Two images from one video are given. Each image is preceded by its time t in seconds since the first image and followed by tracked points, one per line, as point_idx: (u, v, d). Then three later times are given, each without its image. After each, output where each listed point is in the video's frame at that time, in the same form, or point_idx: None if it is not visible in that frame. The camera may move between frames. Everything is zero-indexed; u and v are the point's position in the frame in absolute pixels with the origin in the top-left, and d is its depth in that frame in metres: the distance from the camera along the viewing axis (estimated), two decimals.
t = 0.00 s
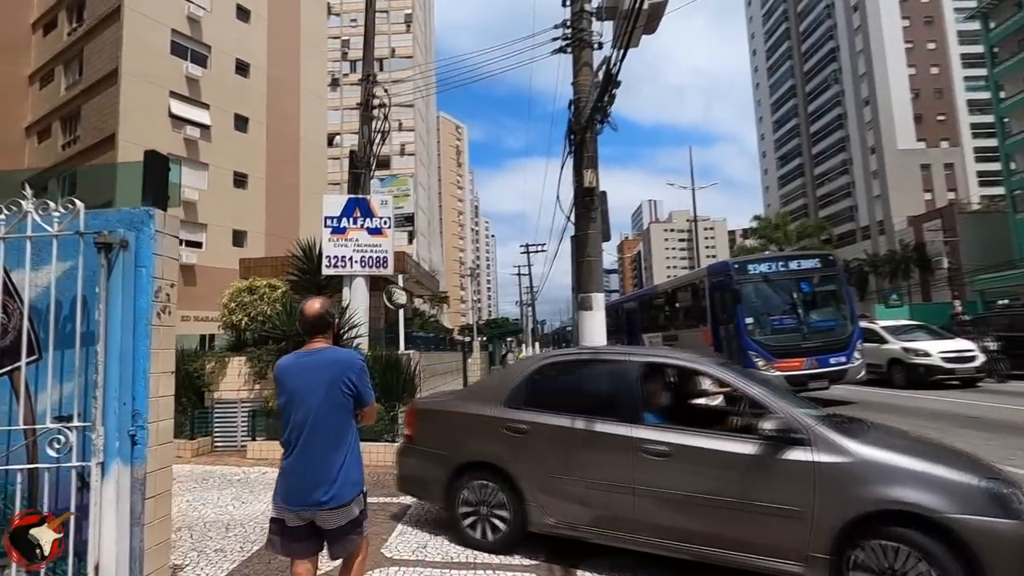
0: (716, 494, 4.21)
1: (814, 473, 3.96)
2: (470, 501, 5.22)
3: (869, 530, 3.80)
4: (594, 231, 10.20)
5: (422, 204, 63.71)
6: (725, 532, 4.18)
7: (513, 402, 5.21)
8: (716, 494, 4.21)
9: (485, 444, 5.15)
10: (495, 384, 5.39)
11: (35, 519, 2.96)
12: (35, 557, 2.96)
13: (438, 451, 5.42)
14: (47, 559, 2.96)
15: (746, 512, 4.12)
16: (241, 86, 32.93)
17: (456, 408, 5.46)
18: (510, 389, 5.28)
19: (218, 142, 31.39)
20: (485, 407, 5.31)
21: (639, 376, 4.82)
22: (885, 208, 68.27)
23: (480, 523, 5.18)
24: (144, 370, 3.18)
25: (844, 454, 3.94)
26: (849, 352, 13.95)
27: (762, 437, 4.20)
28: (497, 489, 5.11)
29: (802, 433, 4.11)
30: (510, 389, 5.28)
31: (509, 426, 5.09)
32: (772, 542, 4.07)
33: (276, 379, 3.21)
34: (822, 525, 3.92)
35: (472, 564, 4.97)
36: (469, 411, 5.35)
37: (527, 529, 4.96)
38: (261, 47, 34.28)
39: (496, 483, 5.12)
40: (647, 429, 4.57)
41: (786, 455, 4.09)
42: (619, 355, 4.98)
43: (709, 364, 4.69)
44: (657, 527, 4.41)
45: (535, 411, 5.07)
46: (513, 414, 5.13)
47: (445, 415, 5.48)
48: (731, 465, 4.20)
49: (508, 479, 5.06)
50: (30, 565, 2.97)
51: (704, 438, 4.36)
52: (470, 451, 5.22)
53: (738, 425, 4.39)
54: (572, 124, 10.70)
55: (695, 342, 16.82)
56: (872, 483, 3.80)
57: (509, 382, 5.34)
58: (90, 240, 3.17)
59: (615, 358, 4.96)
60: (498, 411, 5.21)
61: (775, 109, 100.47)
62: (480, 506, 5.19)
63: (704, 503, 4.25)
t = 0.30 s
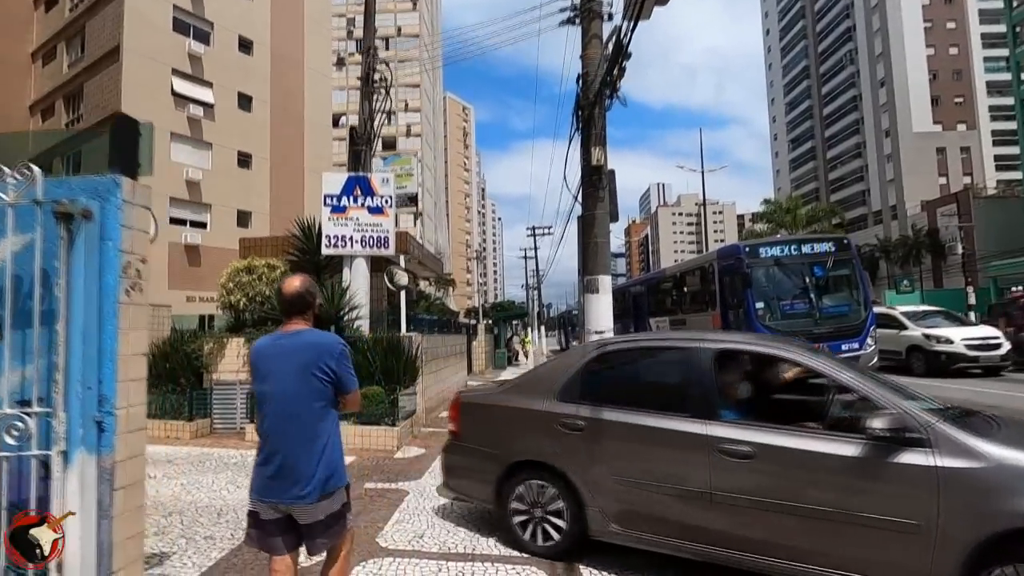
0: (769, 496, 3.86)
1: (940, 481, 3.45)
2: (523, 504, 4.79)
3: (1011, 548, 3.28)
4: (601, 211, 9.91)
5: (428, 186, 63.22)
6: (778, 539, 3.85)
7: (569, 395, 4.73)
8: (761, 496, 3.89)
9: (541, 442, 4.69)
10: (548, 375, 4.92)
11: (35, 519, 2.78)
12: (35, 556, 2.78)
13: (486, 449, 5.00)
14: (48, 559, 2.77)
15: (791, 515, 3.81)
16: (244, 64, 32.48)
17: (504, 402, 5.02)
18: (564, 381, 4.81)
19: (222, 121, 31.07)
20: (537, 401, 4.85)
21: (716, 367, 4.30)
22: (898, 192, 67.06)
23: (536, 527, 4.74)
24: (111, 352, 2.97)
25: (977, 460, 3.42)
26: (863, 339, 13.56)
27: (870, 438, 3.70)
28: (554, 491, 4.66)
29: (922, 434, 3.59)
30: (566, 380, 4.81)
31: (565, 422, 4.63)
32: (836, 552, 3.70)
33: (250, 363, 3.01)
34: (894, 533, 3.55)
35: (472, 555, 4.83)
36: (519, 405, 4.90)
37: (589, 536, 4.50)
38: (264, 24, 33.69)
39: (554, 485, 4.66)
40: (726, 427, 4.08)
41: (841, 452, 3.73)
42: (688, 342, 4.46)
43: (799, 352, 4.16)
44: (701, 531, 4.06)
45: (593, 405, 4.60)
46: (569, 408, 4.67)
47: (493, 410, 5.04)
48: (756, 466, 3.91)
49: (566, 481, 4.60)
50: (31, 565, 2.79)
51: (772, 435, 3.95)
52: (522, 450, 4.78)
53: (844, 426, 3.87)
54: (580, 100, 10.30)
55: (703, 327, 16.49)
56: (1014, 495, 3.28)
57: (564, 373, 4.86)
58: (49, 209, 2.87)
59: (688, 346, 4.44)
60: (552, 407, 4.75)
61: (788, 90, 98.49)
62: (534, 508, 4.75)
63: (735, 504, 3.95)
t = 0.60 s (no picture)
0: (794, 500, 3.48)
1: None
2: (581, 516, 4.21)
3: None
4: (602, 194, 9.59)
5: (426, 172, 62.59)
6: (808, 549, 3.45)
7: (630, 394, 4.15)
8: (778, 498, 3.52)
9: (604, 449, 4.10)
10: (604, 371, 4.34)
11: (34, 518, 2.66)
12: (35, 556, 2.66)
13: (538, 456, 4.42)
14: (47, 560, 2.67)
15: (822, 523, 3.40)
16: (238, 45, 31.90)
17: (554, 404, 4.44)
18: (623, 378, 4.23)
19: (214, 103, 30.53)
20: (593, 401, 4.27)
21: (805, 360, 3.70)
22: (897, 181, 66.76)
23: (594, 541, 4.17)
24: (60, 337, 2.83)
25: None
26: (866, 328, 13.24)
27: (1016, 444, 3.05)
28: (615, 500, 4.07)
29: None
30: (626, 377, 4.21)
31: (625, 424, 4.05)
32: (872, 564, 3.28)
33: (214, 353, 2.76)
34: (921, 541, 3.17)
35: (465, 555, 4.60)
36: (573, 407, 4.32)
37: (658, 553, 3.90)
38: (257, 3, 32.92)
39: (617, 495, 4.07)
40: (822, 430, 3.49)
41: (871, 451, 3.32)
42: (768, 331, 3.87)
43: (905, 341, 3.55)
44: (758, 546, 3.58)
45: (659, 405, 4.00)
46: (633, 409, 4.07)
47: (544, 413, 4.47)
48: (769, 469, 3.55)
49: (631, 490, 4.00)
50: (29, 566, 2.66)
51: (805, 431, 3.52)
52: (579, 457, 4.21)
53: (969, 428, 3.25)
54: (580, 79, 9.92)
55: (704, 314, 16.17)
56: None
57: (623, 368, 4.26)
58: None
59: (769, 336, 3.84)
60: (612, 407, 4.16)
61: (789, 78, 97.67)
62: (593, 520, 4.17)
63: (748, 506, 3.59)
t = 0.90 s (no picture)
0: (829, 506, 3.05)
1: None
2: (643, 531, 3.66)
3: None
4: (592, 168, 9.23)
5: (411, 149, 61.47)
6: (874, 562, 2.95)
7: (698, 390, 3.55)
8: (809, 502, 3.10)
9: (669, 456, 3.52)
10: (666, 364, 3.74)
11: (34, 521, 3.44)
12: (35, 556, 3.45)
13: (592, 462, 3.88)
14: (46, 557, 3.49)
15: (873, 531, 2.94)
16: (211, 15, 30.95)
17: (607, 402, 3.88)
18: (686, 371, 3.63)
19: (188, 77, 29.58)
20: (651, 400, 3.69)
21: (916, 348, 3.07)
22: (882, 158, 67.07)
23: (658, 559, 3.61)
24: None
25: None
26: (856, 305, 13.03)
27: None
28: (680, 510, 3.51)
29: None
30: (691, 371, 3.62)
31: (692, 426, 3.47)
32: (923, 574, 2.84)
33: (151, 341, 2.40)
34: (971, 550, 2.71)
35: (448, 550, 4.35)
36: (628, 407, 3.76)
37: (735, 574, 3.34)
38: None
39: (683, 507, 3.50)
40: (945, 434, 2.86)
41: (923, 444, 2.86)
42: (867, 315, 3.24)
43: None
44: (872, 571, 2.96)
45: (736, 404, 3.40)
46: (701, 409, 3.49)
47: (594, 413, 3.92)
48: (790, 464, 3.16)
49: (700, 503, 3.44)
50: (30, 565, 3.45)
51: (866, 427, 3.02)
52: (639, 464, 3.65)
53: None
54: (567, 47, 9.47)
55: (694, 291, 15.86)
56: None
57: (685, 361, 3.67)
58: None
59: (870, 321, 3.20)
60: (675, 406, 3.58)
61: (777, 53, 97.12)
62: (656, 535, 3.61)
63: (775, 509, 3.19)
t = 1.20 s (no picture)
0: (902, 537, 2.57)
1: None
2: (721, 563, 3.07)
3: None
4: (586, 147, 8.85)
5: (403, 132, 60.64)
6: None
7: (795, 398, 2.95)
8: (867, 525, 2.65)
9: (752, 475, 2.97)
10: (753, 365, 3.14)
11: (35, 522, 3.81)
12: (36, 556, 3.80)
13: (659, 479, 3.34)
14: (46, 557, 3.82)
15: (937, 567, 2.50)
16: None
17: (673, 410, 3.34)
18: (780, 374, 3.02)
19: (172, 55, 28.86)
20: (727, 409, 3.13)
21: None
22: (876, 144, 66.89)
23: None
24: None
25: None
26: (853, 291, 12.57)
27: None
28: (767, 541, 2.93)
29: None
30: (778, 375, 3.03)
31: (787, 441, 2.88)
32: None
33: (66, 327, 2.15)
34: None
35: (432, 552, 4.05)
36: (700, 416, 3.20)
37: None
38: None
39: (777, 538, 2.91)
40: None
41: None
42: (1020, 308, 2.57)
43: None
44: None
45: (840, 415, 2.81)
46: (793, 422, 2.90)
47: (659, 422, 3.38)
48: (814, 467, 2.79)
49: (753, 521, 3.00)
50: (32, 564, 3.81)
51: (964, 445, 2.48)
52: (715, 484, 3.09)
53: None
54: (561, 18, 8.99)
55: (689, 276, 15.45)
56: None
57: (768, 363, 3.08)
58: None
59: None
60: (765, 417, 2.98)
61: (772, 38, 96.44)
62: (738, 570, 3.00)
63: (813, 529, 2.79)
